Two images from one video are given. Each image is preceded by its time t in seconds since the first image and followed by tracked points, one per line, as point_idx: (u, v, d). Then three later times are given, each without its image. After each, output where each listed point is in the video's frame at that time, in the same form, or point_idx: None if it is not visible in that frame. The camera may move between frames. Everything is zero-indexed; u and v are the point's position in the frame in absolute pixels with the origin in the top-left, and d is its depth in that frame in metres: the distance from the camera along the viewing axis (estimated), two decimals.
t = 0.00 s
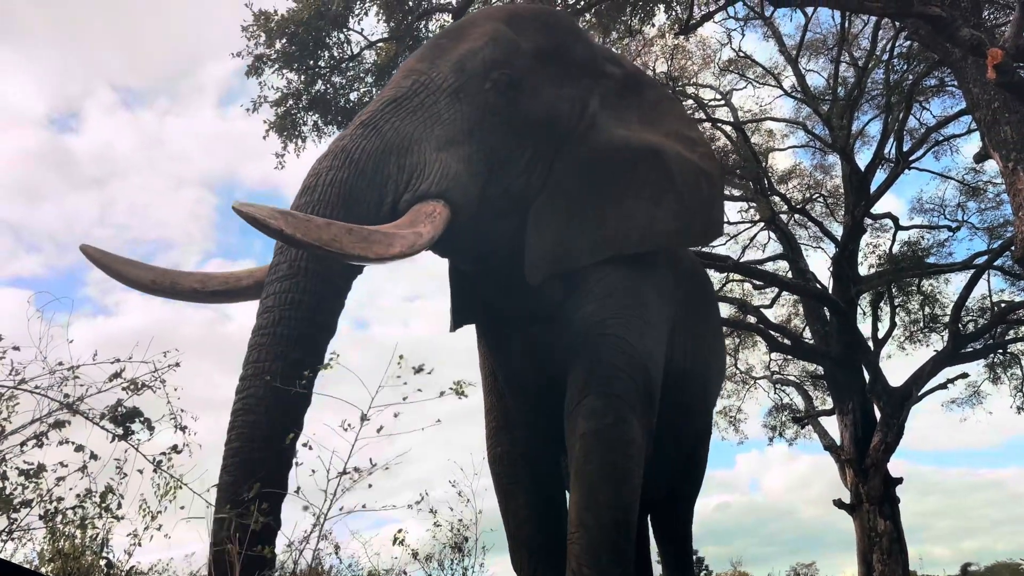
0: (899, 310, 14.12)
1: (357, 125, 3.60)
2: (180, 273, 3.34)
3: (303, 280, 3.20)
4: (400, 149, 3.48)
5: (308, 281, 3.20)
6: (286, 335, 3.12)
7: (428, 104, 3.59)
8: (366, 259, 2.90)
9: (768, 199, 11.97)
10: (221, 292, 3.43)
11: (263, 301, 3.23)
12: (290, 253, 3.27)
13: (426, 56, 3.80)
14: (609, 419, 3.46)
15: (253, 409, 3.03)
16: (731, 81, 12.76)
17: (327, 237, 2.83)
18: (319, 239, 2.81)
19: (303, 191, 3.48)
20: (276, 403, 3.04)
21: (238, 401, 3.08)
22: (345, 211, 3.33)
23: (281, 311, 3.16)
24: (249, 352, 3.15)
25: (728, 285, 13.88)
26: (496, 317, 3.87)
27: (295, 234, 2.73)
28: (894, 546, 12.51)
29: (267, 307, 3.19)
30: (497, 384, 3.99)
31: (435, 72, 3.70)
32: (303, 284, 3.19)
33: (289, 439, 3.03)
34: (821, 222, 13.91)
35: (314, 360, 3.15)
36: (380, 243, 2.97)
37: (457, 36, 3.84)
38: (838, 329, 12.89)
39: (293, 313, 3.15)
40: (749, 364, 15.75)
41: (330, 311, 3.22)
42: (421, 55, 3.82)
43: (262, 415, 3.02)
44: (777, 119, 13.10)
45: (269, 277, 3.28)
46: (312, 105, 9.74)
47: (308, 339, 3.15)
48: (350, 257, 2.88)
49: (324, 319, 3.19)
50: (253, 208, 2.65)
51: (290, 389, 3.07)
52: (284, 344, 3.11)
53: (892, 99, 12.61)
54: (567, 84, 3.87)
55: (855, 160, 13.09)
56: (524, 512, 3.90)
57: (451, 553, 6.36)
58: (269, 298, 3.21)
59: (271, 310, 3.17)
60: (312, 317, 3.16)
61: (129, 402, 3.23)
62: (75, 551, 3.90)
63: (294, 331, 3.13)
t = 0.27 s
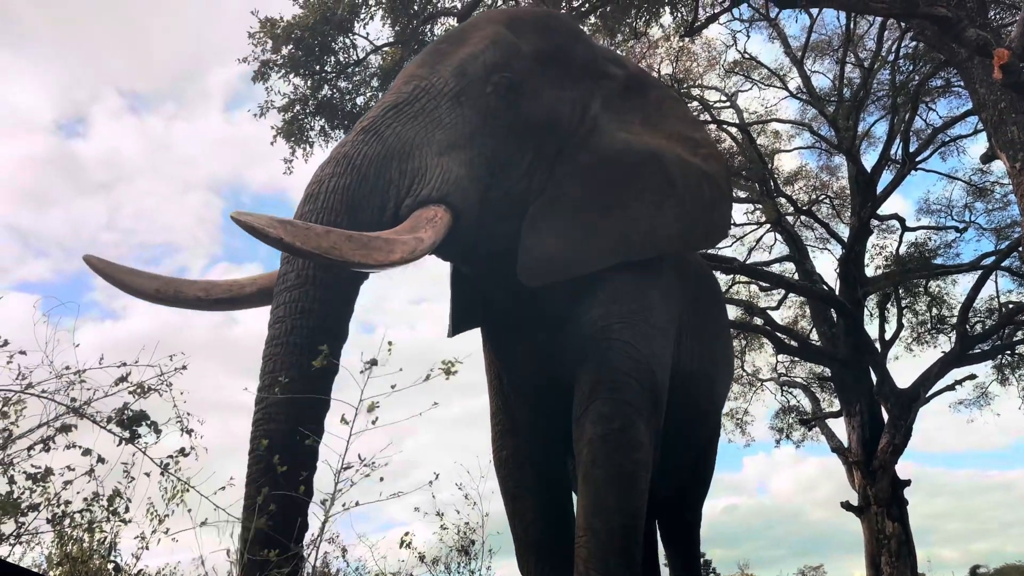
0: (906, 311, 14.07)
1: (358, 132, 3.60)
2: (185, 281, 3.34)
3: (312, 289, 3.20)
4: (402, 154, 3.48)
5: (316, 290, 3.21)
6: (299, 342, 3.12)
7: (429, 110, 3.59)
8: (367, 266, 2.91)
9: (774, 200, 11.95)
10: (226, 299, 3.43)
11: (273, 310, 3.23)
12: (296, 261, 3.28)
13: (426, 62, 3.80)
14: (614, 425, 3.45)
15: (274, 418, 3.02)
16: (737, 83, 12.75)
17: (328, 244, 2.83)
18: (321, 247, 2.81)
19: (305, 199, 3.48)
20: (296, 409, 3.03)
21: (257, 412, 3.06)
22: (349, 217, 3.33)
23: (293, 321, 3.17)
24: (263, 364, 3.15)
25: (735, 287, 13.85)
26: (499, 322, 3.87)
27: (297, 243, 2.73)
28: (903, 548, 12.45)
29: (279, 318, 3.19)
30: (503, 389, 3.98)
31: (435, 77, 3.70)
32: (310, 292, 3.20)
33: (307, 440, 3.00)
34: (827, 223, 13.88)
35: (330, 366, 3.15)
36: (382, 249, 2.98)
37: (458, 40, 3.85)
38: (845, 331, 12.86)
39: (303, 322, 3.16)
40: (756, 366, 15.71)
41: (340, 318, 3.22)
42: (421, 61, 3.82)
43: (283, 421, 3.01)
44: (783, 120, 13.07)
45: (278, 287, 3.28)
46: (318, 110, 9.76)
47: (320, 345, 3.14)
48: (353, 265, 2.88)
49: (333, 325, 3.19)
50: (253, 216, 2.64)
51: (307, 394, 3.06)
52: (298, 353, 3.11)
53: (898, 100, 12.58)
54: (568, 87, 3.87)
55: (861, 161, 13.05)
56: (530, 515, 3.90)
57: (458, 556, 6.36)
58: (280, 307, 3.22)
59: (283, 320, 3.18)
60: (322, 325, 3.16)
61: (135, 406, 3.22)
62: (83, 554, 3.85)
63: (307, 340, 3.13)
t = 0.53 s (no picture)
0: (913, 312, 14.03)
1: (366, 132, 3.61)
2: (191, 282, 3.34)
3: (326, 289, 3.21)
4: (408, 154, 3.49)
5: (330, 289, 3.21)
6: (321, 339, 3.13)
7: (435, 111, 3.60)
8: (377, 264, 2.91)
9: (780, 201, 11.93)
10: (231, 300, 3.43)
11: (288, 311, 3.24)
12: (309, 261, 3.29)
13: (432, 63, 3.81)
14: (620, 425, 3.45)
15: (296, 415, 3.03)
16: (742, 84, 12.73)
17: (336, 243, 2.83)
18: (330, 245, 2.81)
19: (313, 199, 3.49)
20: (320, 407, 3.03)
21: (281, 411, 3.08)
22: (356, 217, 3.34)
23: (308, 321, 3.17)
24: (283, 362, 3.16)
25: (741, 288, 13.83)
26: (505, 324, 3.87)
27: (306, 240, 2.73)
28: (910, 550, 12.41)
29: (294, 318, 3.19)
30: (509, 389, 3.98)
31: (441, 78, 3.71)
32: (324, 292, 3.20)
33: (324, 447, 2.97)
34: (833, 224, 13.85)
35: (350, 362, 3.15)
36: (391, 248, 2.98)
37: (463, 41, 3.85)
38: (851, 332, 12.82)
39: (320, 320, 3.17)
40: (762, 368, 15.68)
41: (355, 314, 3.23)
42: (426, 62, 3.83)
43: (305, 420, 3.01)
44: (788, 121, 13.05)
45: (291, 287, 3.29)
46: (324, 113, 9.78)
47: (335, 344, 3.15)
48: (363, 263, 2.89)
49: (350, 322, 3.20)
50: (263, 213, 2.64)
51: (330, 394, 3.05)
52: (316, 352, 3.11)
53: (904, 101, 12.54)
54: (573, 86, 3.87)
55: (867, 162, 13.02)
56: (535, 517, 3.88)
57: (464, 557, 6.36)
58: (294, 307, 3.22)
59: (297, 320, 3.18)
60: (338, 324, 3.17)
61: (142, 408, 3.23)
62: (90, 556, 3.85)
63: (324, 340, 3.14)
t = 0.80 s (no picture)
0: (918, 313, 14.00)
1: (373, 130, 3.61)
2: (197, 281, 3.35)
3: (334, 285, 3.22)
4: (416, 152, 3.49)
5: (338, 285, 3.22)
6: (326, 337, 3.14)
7: (442, 109, 3.61)
8: (387, 260, 2.92)
9: (784, 202, 11.91)
10: (237, 299, 3.43)
11: (295, 306, 3.24)
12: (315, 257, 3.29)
13: (439, 63, 3.82)
14: (625, 424, 3.45)
15: (304, 413, 3.04)
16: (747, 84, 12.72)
17: (348, 237, 2.84)
18: (341, 239, 2.81)
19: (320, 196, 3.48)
20: (333, 403, 3.05)
21: (291, 408, 3.08)
22: (364, 214, 3.33)
23: (315, 317, 3.17)
24: (292, 359, 3.16)
25: (746, 288, 13.81)
26: (510, 323, 3.87)
27: (318, 234, 2.72)
28: (915, 551, 12.38)
29: (301, 313, 3.20)
30: (513, 389, 3.98)
31: (447, 77, 3.72)
32: (331, 288, 3.21)
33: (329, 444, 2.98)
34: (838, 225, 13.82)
35: (360, 357, 3.17)
36: (400, 244, 2.99)
37: (469, 41, 3.86)
38: (856, 333, 12.80)
39: (329, 316, 3.17)
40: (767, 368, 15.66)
41: (363, 310, 3.24)
42: (434, 62, 3.84)
43: (319, 416, 3.03)
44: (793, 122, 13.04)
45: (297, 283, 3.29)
46: (329, 113, 9.79)
47: (342, 340, 3.15)
48: (375, 258, 2.89)
49: (359, 317, 3.21)
50: (276, 207, 2.63)
51: (344, 391, 3.07)
52: (322, 349, 3.12)
53: (909, 101, 12.51)
54: (578, 86, 3.87)
55: (872, 162, 13.00)
56: (539, 518, 3.88)
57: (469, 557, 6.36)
58: (301, 303, 3.22)
59: (305, 315, 3.18)
60: (346, 320, 3.18)
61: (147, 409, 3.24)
62: (96, 556, 3.86)
63: (331, 337, 3.14)
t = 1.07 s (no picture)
0: (922, 312, 13.97)
1: (379, 127, 3.60)
2: (201, 278, 3.35)
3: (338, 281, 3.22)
4: (423, 151, 3.48)
5: (342, 281, 3.22)
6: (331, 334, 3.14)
7: (448, 108, 3.59)
8: (396, 257, 2.92)
9: (788, 201, 11.89)
10: (240, 296, 3.43)
11: (300, 302, 3.24)
12: (322, 255, 3.29)
13: (445, 62, 3.80)
14: (627, 425, 3.44)
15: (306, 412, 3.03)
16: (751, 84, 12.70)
17: (359, 234, 2.84)
18: (351, 236, 2.82)
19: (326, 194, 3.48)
20: (334, 399, 3.05)
21: (291, 406, 3.08)
22: (371, 212, 3.33)
23: (320, 314, 3.18)
24: (295, 355, 3.17)
25: (749, 288, 13.79)
26: (513, 322, 3.86)
27: (330, 231, 2.72)
28: (918, 552, 12.36)
29: (306, 310, 3.20)
30: (515, 389, 3.97)
31: (454, 75, 3.71)
32: (337, 286, 3.21)
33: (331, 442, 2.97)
34: (842, 224, 13.80)
35: (363, 353, 3.17)
36: (409, 242, 3.00)
37: (476, 39, 3.85)
38: (860, 333, 12.78)
39: (334, 312, 3.18)
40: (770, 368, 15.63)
41: (368, 307, 3.25)
42: (440, 60, 3.83)
43: (319, 412, 3.03)
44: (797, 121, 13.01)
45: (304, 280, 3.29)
46: (332, 112, 9.79)
47: (345, 339, 3.15)
48: (384, 256, 2.90)
49: (363, 314, 3.22)
50: (289, 204, 2.63)
51: (344, 387, 3.07)
52: (325, 346, 3.13)
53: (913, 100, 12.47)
54: (584, 86, 3.86)
55: (876, 162, 12.96)
56: (541, 518, 3.88)
57: (471, 556, 6.32)
58: (306, 300, 3.23)
59: (310, 313, 3.19)
60: (350, 316, 3.18)
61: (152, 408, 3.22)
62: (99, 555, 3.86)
63: (335, 333, 3.14)
